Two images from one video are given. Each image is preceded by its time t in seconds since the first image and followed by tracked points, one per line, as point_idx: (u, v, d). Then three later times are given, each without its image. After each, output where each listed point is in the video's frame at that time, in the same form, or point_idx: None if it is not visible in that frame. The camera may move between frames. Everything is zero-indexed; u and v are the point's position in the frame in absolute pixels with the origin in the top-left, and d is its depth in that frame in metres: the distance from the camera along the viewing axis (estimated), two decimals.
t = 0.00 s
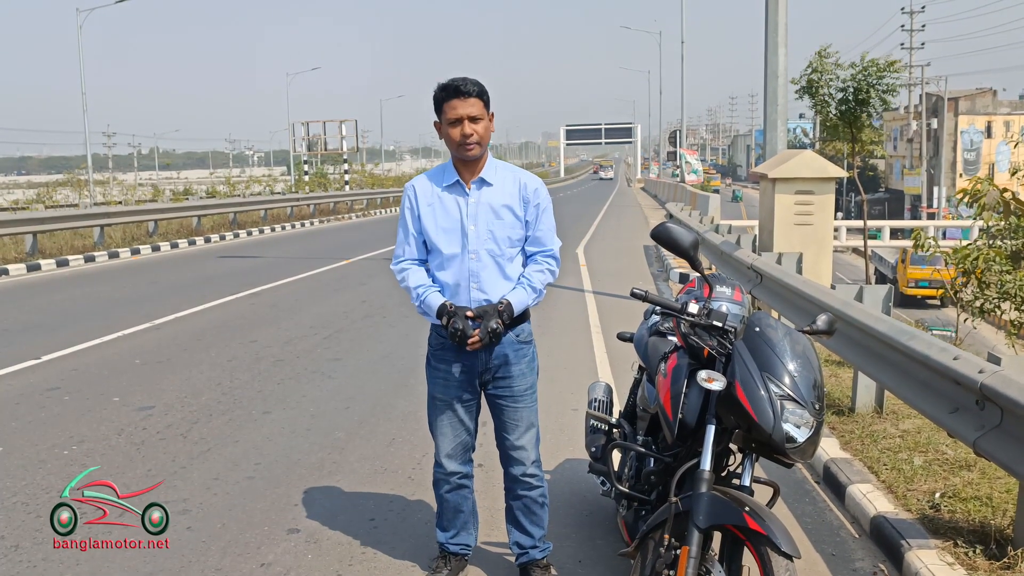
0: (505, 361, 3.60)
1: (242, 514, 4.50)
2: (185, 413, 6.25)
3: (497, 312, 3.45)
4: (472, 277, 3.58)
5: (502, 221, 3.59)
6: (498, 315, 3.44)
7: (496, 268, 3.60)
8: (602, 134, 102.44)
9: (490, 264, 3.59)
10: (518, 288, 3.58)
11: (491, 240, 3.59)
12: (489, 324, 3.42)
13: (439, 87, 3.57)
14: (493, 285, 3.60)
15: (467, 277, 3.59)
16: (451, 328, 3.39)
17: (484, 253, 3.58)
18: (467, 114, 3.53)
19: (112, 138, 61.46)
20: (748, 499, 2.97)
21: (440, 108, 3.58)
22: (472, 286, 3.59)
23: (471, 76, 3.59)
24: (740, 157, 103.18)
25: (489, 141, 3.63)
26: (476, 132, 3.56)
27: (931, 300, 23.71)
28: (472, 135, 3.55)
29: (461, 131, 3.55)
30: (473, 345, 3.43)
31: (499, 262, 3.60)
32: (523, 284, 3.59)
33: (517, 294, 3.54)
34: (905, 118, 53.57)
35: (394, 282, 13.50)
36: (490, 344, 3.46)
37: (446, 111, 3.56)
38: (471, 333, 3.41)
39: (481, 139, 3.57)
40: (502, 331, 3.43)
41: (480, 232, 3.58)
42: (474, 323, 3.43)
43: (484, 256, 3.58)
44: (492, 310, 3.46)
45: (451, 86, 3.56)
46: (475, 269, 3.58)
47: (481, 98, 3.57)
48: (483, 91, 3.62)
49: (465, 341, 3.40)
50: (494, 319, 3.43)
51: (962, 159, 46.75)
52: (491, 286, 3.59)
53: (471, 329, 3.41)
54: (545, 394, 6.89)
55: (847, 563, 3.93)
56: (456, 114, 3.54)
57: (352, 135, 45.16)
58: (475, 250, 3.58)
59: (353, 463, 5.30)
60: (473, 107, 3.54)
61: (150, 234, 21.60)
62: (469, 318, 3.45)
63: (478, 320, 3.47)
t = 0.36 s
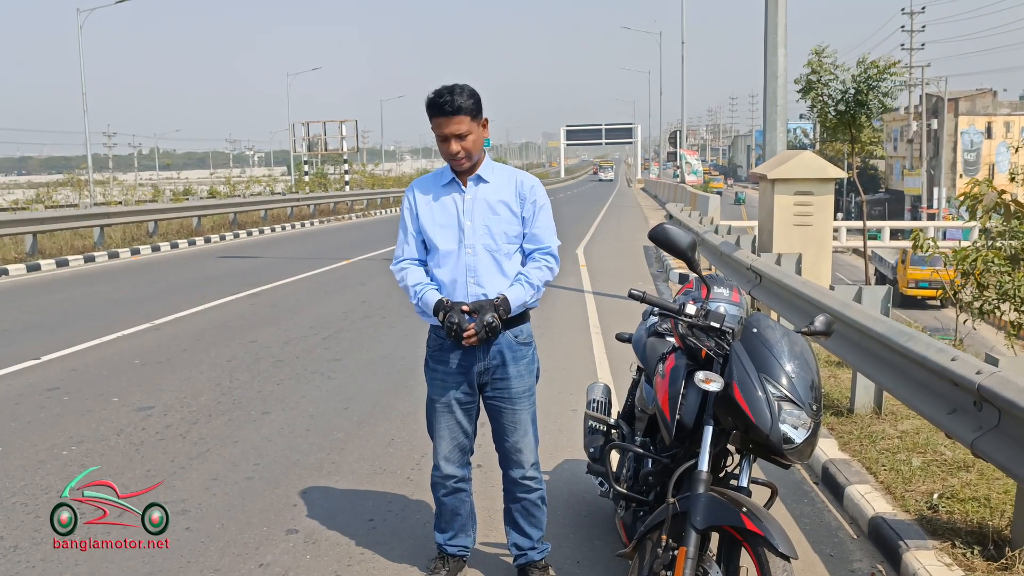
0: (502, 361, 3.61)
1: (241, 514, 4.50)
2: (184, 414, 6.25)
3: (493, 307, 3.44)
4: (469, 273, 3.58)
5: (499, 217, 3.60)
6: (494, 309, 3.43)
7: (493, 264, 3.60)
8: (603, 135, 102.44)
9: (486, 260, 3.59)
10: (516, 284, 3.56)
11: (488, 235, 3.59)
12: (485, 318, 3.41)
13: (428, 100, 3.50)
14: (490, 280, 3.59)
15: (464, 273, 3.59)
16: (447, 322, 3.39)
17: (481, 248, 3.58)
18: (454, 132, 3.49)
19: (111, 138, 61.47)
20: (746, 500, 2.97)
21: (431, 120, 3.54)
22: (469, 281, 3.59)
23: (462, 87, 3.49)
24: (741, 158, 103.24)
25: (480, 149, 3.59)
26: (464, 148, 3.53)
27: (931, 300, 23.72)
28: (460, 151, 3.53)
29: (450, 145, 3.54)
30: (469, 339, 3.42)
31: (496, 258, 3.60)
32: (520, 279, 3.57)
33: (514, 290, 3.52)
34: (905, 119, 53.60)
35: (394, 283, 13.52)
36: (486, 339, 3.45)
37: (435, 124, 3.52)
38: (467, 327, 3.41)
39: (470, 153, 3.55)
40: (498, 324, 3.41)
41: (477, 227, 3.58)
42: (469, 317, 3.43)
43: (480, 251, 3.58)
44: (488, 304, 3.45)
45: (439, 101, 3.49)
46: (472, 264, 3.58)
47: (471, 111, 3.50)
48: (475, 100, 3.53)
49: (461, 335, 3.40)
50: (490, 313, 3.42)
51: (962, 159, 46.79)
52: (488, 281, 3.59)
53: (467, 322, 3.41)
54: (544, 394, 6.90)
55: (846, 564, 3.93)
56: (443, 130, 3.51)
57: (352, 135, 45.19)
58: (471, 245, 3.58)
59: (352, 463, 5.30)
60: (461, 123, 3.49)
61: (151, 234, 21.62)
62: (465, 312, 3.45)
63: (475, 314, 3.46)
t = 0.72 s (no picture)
0: (500, 359, 3.61)
1: (240, 514, 4.51)
2: (184, 414, 6.26)
3: (491, 311, 3.46)
4: (466, 275, 3.59)
5: (497, 219, 3.60)
6: (492, 313, 3.45)
7: (490, 265, 3.60)
8: (603, 135, 102.42)
9: (485, 261, 3.59)
10: (513, 286, 3.56)
11: (485, 237, 3.59)
12: (483, 323, 3.44)
13: (425, 102, 3.53)
14: (488, 282, 3.59)
15: (462, 274, 3.60)
16: (445, 326, 3.42)
17: (478, 250, 3.58)
18: (453, 130, 3.49)
19: (110, 138, 61.68)
20: (745, 501, 2.98)
21: (428, 121, 3.56)
22: (467, 283, 3.59)
23: (458, 87, 3.50)
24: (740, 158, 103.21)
25: (479, 150, 3.59)
26: (463, 147, 3.53)
27: (931, 301, 23.71)
28: (459, 150, 3.53)
29: (448, 146, 3.53)
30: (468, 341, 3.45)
31: (494, 259, 3.60)
32: (518, 281, 3.57)
33: (511, 292, 3.52)
34: (905, 119, 53.62)
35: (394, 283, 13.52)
36: (484, 342, 3.49)
37: (434, 125, 3.52)
38: (466, 332, 3.43)
39: (469, 153, 3.55)
40: (496, 329, 3.44)
41: (474, 229, 3.59)
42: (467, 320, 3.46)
43: (478, 253, 3.58)
44: (486, 309, 3.47)
45: (436, 101, 3.50)
46: (470, 265, 3.58)
47: (469, 111, 3.51)
48: (473, 100, 3.54)
49: (460, 339, 3.42)
50: (488, 317, 3.45)
51: (962, 160, 46.81)
52: (486, 283, 3.59)
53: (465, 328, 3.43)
54: (544, 394, 6.90)
55: (845, 564, 3.94)
56: (442, 130, 3.51)
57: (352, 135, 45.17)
58: (469, 247, 3.58)
59: (352, 463, 5.30)
60: (459, 122, 3.49)
61: (151, 235, 21.61)
62: (463, 317, 3.47)
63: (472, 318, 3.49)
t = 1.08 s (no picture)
0: (502, 358, 3.62)
1: (239, 515, 4.50)
2: (184, 415, 6.25)
3: (506, 313, 3.48)
4: (471, 277, 3.58)
5: (501, 221, 3.60)
6: (507, 315, 3.47)
7: (494, 268, 3.60)
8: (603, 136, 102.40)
9: (489, 264, 3.59)
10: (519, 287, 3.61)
11: (490, 239, 3.59)
12: (500, 326, 3.44)
13: (433, 94, 3.56)
14: (493, 284, 3.60)
15: (466, 276, 3.58)
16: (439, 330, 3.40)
17: (484, 252, 3.58)
18: (462, 119, 3.52)
19: (111, 140, 61.72)
20: (744, 502, 2.98)
21: (435, 115, 3.57)
22: (472, 285, 3.58)
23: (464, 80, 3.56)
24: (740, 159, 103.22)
25: (485, 144, 3.63)
26: (472, 137, 3.56)
27: (931, 301, 23.71)
28: (468, 141, 3.55)
29: (456, 137, 3.55)
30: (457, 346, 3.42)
31: (498, 261, 3.60)
32: (523, 283, 3.62)
33: (519, 293, 3.58)
34: (905, 120, 53.63)
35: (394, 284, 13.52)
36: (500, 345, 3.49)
37: (441, 117, 3.54)
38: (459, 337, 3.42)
39: (477, 144, 3.57)
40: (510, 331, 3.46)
41: (479, 231, 3.58)
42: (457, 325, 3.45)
43: (483, 255, 3.58)
44: (501, 311, 3.48)
45: (444, 92, 3.54)
46: (475, 268, 3.57)
47: (476, 103, 3.56)
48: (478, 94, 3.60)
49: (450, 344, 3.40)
50: (503, 320, 3.46)
51: (961, 160, 46.87)
52: (491, 286, 3.59)
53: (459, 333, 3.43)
54: (544, 395, 6.90)
55: (845, 565, 3.94)
56: (451, 120, 3.53)
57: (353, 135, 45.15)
58: (474, 249, 3.58)
59: (351, 464, 5.30)
60: (468, 112, 3.53)
61: (151, 235, 21.59)
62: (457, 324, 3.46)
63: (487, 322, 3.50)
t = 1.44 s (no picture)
0: (509, 361, 3.60)
1: (239, 516, 4.49)
2: (184, 415, 6.24)
3: (531, 312, 3.48)
4: (477, 276, 3.55)
5: (509, 222, 3.59)
6: (532, 314, 3.47)
7: (500, 269, 3.58)
8: (603, 137, 102.38)
9: (494, 264, 3.57)
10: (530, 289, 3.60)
11: (496, 240, 3.57)
12: (525, 324, 3.45)
13: (445, 93, 3.54)
14: (499, 285, 3.56)
15: (472, 276, 3.55)
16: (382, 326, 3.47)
17: (490, 253, 3.56)
18: (474, 119, 3.51)
19: (110, 141, 61.74)
20: (745, 502, 2.97)
21: (447, 114, 3.56)
22: (476, 285, 3.54)
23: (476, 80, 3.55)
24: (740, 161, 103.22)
25: (496, 145, 3.61)
26: (484, 136, 3.55)
27: (931, 302, 23.71)
28: (480, 139, 3.54)
29: (468, 136, 3.53)
30: (399, 348, 3.46)
31: (503, 263, 3.58)
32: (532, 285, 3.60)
33: (538, 293, 3.59)
34: (905, 121, 53.65)
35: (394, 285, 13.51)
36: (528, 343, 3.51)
37: (454, 116, 3.53)
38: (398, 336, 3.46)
39: (489, 143, 3.56)
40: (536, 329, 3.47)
41: (486, 232, 3.57)
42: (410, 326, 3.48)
43: (489, 256, 3.56)
44: (526, 310, 3.48)
45: (457, 92, 3.53)
46: (480, 268, 3.55)
47: (488, 102, 3.55)
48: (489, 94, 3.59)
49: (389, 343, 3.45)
50: (528, 319, 3.46)
51: (961, 161, 46.88)
52: (496, 287, 3.55)
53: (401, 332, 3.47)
54: (544, 396, 6.89)
55: (845, 566, 3.93)
56: (463, 119, 3.52)
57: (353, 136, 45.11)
58: (481, 249, 3.56)
59: (351, 465, 5.29)
60: (479, 111, 3.52)
61: (151, 235, 21.55)
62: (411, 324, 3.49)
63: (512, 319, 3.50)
